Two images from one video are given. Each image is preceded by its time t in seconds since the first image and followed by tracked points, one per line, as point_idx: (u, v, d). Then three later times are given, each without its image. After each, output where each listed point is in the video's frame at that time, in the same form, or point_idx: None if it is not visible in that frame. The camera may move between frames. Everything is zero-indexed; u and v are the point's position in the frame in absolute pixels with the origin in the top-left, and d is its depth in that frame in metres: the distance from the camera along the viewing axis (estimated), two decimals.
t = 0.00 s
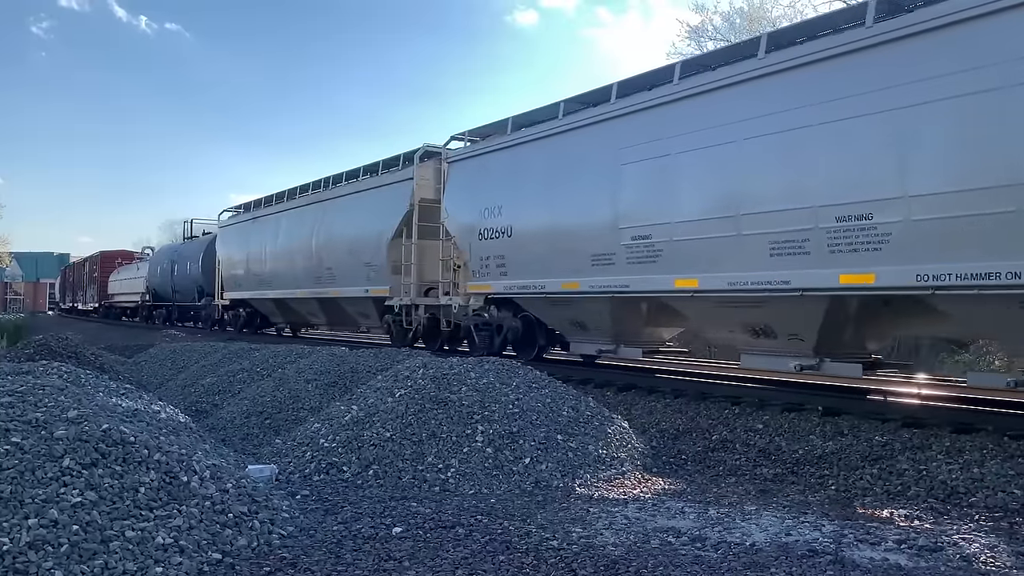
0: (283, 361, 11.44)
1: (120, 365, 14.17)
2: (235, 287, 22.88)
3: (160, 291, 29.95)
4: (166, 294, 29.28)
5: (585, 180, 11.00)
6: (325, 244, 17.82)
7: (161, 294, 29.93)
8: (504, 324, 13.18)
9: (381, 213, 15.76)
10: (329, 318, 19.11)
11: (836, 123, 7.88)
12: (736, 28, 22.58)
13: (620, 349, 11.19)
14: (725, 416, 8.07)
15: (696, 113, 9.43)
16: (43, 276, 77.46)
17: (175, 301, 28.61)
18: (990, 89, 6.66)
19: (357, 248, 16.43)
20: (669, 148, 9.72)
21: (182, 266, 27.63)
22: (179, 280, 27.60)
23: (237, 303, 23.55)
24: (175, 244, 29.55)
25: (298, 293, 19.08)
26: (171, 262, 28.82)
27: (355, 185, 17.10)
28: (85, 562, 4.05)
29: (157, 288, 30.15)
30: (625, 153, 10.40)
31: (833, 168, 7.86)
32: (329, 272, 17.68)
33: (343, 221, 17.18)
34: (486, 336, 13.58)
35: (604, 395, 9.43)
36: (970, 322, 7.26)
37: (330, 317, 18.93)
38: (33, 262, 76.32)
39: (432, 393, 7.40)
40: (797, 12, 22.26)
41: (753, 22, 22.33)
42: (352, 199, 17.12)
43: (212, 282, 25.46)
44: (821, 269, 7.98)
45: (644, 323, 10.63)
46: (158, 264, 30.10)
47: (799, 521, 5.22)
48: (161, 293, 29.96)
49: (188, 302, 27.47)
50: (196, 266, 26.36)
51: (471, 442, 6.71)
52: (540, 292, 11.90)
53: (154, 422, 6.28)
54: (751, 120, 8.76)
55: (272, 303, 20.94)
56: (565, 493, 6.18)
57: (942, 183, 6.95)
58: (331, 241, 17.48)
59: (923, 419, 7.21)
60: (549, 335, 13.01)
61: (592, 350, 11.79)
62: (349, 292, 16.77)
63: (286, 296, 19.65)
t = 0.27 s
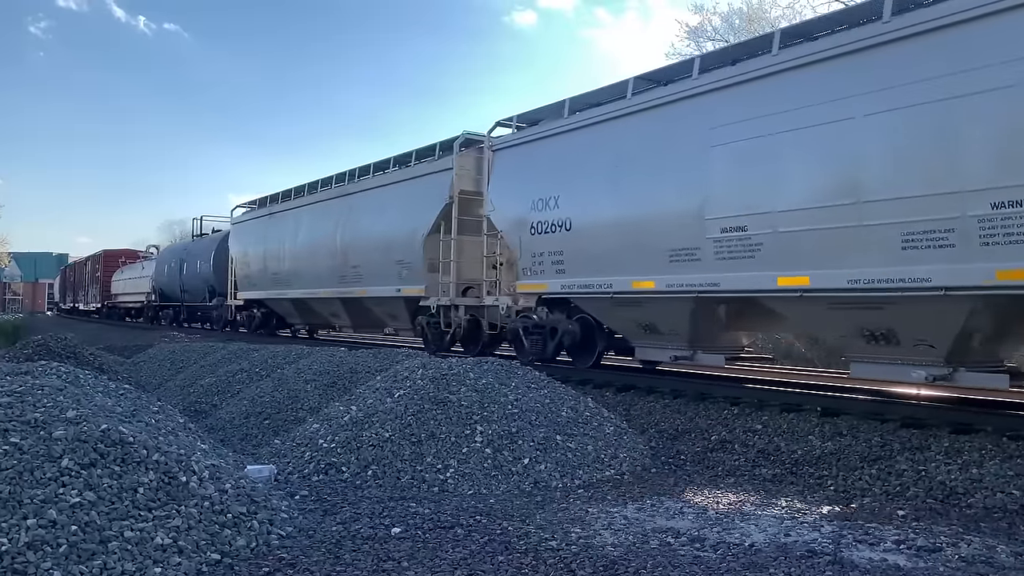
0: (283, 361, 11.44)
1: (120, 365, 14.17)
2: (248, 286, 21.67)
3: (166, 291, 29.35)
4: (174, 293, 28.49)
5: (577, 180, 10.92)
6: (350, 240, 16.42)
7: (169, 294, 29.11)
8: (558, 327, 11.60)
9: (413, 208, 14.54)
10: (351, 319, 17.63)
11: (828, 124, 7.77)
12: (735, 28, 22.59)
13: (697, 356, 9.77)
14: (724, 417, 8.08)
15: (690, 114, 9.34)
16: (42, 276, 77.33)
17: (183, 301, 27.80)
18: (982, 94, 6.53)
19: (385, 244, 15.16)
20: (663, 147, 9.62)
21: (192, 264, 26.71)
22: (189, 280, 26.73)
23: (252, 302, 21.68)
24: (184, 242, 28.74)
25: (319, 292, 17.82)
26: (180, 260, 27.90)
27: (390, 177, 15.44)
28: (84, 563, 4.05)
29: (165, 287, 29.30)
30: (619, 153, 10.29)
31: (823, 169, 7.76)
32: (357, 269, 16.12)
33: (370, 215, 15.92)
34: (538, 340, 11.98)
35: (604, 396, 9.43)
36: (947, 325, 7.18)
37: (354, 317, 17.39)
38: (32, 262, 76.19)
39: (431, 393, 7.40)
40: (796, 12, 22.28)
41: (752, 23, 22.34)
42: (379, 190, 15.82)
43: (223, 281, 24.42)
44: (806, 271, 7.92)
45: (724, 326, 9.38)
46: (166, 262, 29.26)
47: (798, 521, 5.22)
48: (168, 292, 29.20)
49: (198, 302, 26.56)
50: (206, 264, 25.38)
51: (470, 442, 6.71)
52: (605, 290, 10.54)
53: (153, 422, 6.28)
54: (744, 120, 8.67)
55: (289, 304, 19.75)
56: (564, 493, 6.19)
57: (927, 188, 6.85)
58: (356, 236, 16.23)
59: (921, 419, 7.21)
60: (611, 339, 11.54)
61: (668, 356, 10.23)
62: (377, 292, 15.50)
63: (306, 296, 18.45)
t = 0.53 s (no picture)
0: (282, 361, 11.44)
1: (119, 365, 14.16)
2: (266, 285, 20.69)
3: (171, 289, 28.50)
4: (180, 291, 27.53)
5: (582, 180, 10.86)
6: (383, 236, 15.46)
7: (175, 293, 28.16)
8: (626, 330, 10.51)
9: (452, 199, 13.70)
10: (379, 318, 16.62)
11: (836, 123, 7.66)
12: (734, 28, 22.58)
13: (794, 363, 8.84)
14: (723, 416, 8.08)
15: (697, 115, 9.22)
16: (41, 277, 77.21)
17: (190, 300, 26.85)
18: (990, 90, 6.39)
19: (425, 240, 14.28)
20: (670, 148, 9.49)
21: (200, 262, 25.65)
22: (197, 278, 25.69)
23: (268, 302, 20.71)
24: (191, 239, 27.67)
25: (347, 290, 16.81)
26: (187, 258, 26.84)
27: (425, 168, 14.64)
28: (83, 563, 4.05)
29: (172, 286, 28.30)
30: (627, 153, 10.18)
31: (834, 170, 7.64)
32: (392, 267, 15.21)
33: (405, 208, 15.02)
34: (600, 345, 10.84)
35: (603, 396, 9.43)
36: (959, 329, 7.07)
37: (384, 318, 16.43)
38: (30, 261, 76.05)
39: (430, 393, 7.40)
40: (795, 12, 22.28)
41: (751, 22, 22.34)
42: (415, 182, 15.01)
43: (235, 279, 23.41)
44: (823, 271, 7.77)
45: (822, 330, 8.41)
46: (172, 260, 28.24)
47: (797, 521, 5.22)
48: (176, 291, 28.26)
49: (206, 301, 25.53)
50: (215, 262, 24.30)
51: (470, 442, 6.71)
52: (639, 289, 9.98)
53: (152, 422, 6.28)
54: (751, 121, 8.55)
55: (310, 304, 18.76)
56: (563, 493, 6.19)
57: (940, 186, 6.72)
58: (391, 231, 15.31)
59: (921, 419, 7.22)
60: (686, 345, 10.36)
61: (763, 364, 9.14)
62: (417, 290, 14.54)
63: (331, 295, 17.45)
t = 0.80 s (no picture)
0: (281, 361, 11.44)
1: (118, 366, 14.16)
2: (283, 283, 19.45)
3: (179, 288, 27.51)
4: (189, 291, 26.55)
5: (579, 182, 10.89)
6: (423, 231, 14.31)
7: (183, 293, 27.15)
8: (711, 333, 9.29)
9: (505, 190, 12.39)
10: (411, 318, 15.48)
11: (834, 123, 7.70)
12: (734, 28, 22.57)
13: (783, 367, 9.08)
14: (723, 416, 8.08)
15: (700, 114, 9.15)
16: (41, 278, 77.10)
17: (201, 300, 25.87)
18: (997, 85, 6.42)
19: (473, 235, 13.00)
20: (672, 149, 9.48)
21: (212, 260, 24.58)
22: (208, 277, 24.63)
23: (287, 301, 19.66)
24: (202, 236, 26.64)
25: (376, 290, 15.62)
26: (198, 256, 25.75)
27: (464, 158, 13.51)
28: (83, 563, 4.05)
29: (181, 285, 27.29)
30: (623, 155, 10.22)
31: (842, 168, 7.59)
32: (429, 264, 14.07)
33: (445, 201, 13.83)
34: (679, 351, 9.62)
35: (603, 396, 9.43)
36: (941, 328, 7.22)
37: (416, 319, 15.38)
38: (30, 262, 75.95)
39: (430, 394, 7.39)
40: (795, 12, 22.27)
41: (751, 22, 22.34)
42: (453, 172, 13.78)
43: (249, 279, 22.28)
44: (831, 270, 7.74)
45: (947, 338, 7.29)
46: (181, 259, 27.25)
47: (797, 521, 5.22)
48: (184, 291, 27.22)
49: (218, 301, 24.49)
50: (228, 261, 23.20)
51: (469, 443, 6.71)
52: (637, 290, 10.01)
53: (151, 423, 6.28)
54: (752, 122, 8.55)
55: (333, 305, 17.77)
56: (563, 493, 6.18)
57: (948, 181, 6.71)
58: (430, 226, 14.10)
59: (921, 419, 7.22)
60: (779, 352, 9.20)
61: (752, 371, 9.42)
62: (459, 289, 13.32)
63: (357, 295, 16.35)
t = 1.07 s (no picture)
0: (282, 361, 11.43)
1: (119, 366, 14.16)
2: (306, 283, 18.30)
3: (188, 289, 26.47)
4: (200, 291, 25.40)
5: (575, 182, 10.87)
6: (464, 225, 13.00)
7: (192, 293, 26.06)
8: (821, 337, 7.97)
9: (561, 179, 11.08)
10: (447, 319, 14.19)
11: (834, 123, 7.65)
12: (734, 27, 22.57)
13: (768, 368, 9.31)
14: (723, 416, 8.07)
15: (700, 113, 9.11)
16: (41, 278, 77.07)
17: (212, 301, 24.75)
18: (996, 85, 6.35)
19: (524, 228, 11.71)
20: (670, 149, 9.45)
21: (224, 258, 23.39)
22: (221, 276, 23.48)
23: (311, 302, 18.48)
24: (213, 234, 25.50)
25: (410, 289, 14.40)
26: (209, 254, 24.60)
27: (507, 144, 12.19)
28: (84, 563, 4.05)
29: (190, 286, 26.13)
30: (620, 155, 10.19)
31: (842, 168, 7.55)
32: (469, 261, 12.82)
33: (489, 191, 12.47)
34: (781, 356, 8.31)
35: (603, 395, 9.42)
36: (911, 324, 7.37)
37: (452, 319, 14.09)
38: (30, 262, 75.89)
39: (430, 393, 7.39)
40: (796, 12, 22.26)
41: (751, 22, 22.35)
42: (495, 158, 12.43)
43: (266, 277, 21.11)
44: (840, 266, 7.60)
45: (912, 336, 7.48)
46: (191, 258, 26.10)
47: (798, 520, 5.22)
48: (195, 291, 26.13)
49: (230, 302, 23.33)
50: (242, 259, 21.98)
51: (469, 442, 6.70)
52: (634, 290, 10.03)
53: (152, 422, 6.28)
54: (751, 121, 8.52)
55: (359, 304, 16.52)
56: (563, 493, 6.18)
57: (947, 181, 6.69)
58: (472, 220, 12.79)
59: (921, 418, 7.22)
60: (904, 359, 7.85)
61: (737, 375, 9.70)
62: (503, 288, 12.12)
63: (387, 294, 15.08)
